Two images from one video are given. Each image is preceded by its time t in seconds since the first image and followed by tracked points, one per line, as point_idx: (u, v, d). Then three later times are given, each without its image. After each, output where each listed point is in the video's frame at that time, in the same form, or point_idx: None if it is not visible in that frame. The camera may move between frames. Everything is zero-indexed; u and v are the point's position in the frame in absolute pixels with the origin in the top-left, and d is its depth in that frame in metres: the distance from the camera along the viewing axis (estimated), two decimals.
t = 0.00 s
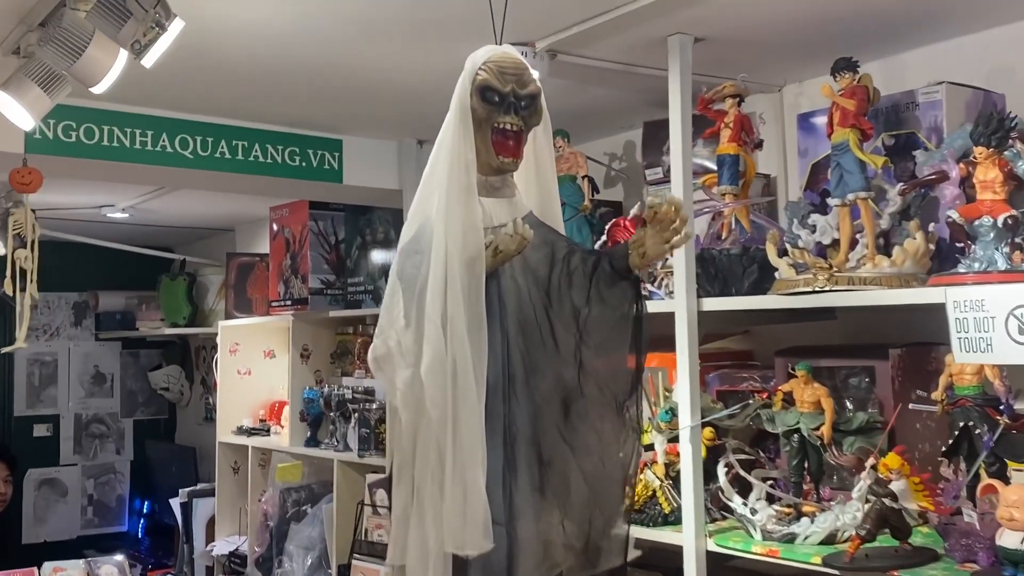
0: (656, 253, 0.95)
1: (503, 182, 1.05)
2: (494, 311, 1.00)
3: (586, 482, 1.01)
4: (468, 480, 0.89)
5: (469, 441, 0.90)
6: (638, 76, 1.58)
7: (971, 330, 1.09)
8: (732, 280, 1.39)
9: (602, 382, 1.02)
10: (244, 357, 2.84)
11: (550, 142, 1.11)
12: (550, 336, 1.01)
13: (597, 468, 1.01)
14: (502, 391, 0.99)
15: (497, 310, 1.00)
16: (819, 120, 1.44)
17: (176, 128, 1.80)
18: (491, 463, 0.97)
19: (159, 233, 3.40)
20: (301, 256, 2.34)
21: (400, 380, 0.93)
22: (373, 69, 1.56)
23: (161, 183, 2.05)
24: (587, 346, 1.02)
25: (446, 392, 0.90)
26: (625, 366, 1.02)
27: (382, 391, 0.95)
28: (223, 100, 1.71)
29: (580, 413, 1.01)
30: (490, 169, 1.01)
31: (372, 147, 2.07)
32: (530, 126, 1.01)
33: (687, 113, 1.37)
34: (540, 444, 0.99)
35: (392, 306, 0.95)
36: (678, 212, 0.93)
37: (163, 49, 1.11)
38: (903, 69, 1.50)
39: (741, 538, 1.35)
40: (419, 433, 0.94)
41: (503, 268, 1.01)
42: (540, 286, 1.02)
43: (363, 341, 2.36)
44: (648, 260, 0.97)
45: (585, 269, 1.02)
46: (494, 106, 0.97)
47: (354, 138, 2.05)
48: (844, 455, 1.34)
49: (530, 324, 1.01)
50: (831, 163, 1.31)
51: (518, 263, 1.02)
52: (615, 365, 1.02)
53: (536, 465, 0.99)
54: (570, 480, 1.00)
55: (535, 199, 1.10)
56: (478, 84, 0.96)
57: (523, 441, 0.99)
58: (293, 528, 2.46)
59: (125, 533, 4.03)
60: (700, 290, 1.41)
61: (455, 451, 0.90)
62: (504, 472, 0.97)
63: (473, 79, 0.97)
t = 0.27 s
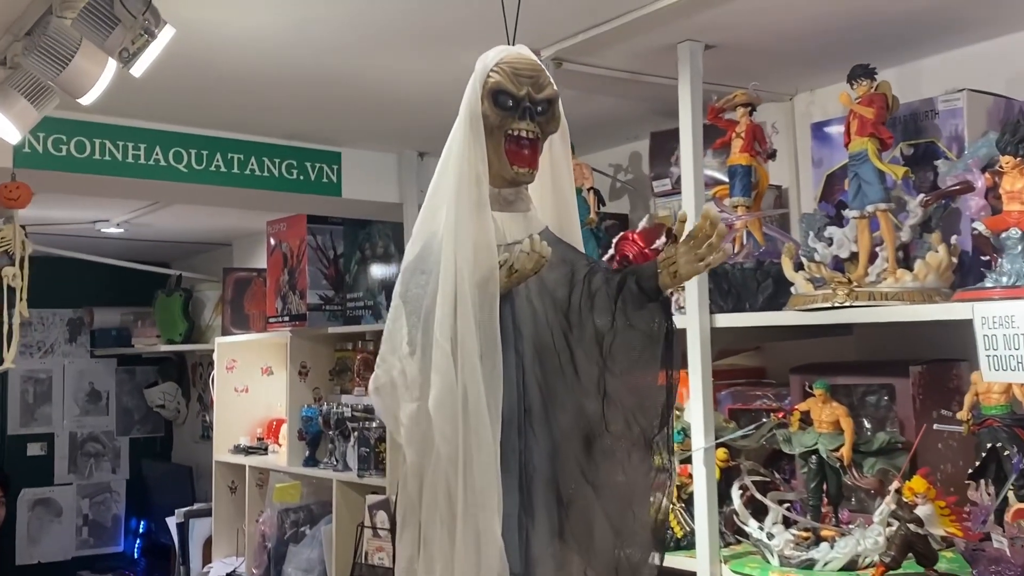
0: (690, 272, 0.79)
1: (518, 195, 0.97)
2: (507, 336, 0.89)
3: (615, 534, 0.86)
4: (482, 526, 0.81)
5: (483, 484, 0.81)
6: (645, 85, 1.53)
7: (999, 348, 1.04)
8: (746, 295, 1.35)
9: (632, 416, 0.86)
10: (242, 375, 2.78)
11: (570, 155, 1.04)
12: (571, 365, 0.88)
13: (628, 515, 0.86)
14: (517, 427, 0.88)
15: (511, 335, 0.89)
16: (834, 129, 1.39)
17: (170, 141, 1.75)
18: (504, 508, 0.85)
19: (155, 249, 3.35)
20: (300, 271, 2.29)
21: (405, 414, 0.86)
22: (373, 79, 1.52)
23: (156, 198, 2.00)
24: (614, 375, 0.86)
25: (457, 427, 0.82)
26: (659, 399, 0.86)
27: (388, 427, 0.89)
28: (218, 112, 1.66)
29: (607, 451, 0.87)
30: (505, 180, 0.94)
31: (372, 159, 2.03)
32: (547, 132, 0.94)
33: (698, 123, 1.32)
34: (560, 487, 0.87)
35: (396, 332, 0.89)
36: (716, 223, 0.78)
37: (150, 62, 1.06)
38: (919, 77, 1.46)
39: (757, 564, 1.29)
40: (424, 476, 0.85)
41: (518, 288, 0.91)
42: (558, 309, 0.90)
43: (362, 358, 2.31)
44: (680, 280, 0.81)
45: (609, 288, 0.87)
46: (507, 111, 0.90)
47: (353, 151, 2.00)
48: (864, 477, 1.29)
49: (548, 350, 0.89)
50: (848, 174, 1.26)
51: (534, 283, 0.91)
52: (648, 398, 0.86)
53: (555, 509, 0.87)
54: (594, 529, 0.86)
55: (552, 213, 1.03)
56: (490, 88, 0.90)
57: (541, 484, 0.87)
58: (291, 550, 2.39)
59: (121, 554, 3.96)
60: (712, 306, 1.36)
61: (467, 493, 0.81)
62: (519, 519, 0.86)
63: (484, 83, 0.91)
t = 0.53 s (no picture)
0: (702, 270, 0.75)
1: (516, 190, 0.93)
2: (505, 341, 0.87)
3: (621, 550, 0.82)
4: (479, 546, 0.76)
5: (480, 499, 0.77)
6: (645, 86, 1.50)
7: (1013, 352, 1.01)
8: (751, 300, 1.32)
9: (639, 425, 0.82)
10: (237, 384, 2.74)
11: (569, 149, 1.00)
12: (573, 371, 0.85)
13: (635, 529, 0.82)
14: (516, 438, 0.85)
15: (508, 341, 0.87)
16: (839, 128, 1.36)
17: (161, 146, 1.72)
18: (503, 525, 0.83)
19: (150, 257, 3.32)
20: (295, 278, 2.25)
21: (396, 424, 0.83)
22: (368, 80, 1.49)
23: (148, 204, 1.97)
24: (619, 381, 0.83)
25: (452, 441, 0.78)
26: (668, 407, 0.82)
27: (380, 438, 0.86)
28: (210, 115, 1.63)
29: (611, 463, 0.83)
30: (500, 173, 0.91)
31: (368, 165, 2.00)
32: (546, 122, 0.91)
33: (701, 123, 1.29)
34: (562, 504, 0.84)
35: (386, 337, 0.86)
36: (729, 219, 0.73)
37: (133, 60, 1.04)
38: (925, 76, 1.43)
39: None
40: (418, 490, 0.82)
41: (514, 290, 0.88)
42: (559, 312, 0.87)
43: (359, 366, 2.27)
44: (692, 279, 0.77)
45: (614, 289, 0.84)
46: (505, 100, 0.87)
47: (348, 156, 1.97)
48: (873, 486, 1.26)
49: (548, 355, 0.86)
50: (855, 175, 1.23)
51: (533, 284, 0.89)
52: (656, 405, 0.82)
53: (557, 524, 0.83)
54: (599, 545, 0.82)
55: (551, 209, 0.99)
56: (484, 76, 0.87)
57: (541, 497, 0.84)
58: (287, 563, 2.35)
59: (116, 566, 3.91)
60: (716, 311, 1.33)
61: (463, 511, 0.77)
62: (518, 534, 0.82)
63: (479, 69, 0.87)
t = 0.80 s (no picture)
0: (698, 274, 0.74)
1: (506, 193, 0.92)
2: (497, 347, 0.84)
3: (615, 561, 0.81)
4: (470, 560, 0.74)
5: (471, 511, 0.75)
6: (641, 89, 1.49)
7: (1014, 357, 0.99)
8: (748, 305, 1.31)
9: (634, 433, 0.82)
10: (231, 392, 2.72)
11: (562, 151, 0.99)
12: (565, 378, 0.84)
13: (630, 540, 0.81)
14: (507, 447, 0.82)
15: (501, 346, 0.84)
16: (837, 132, 1.35)
17: (153, 152, 1.70)
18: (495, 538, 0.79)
19: (144, 264, 3.30)
20: (289, 285, 2.24)
21: (383, 434, 0.81)
22: (360, 85, 1.47)
23: (140, 211, 1.95)
24: (613, 389, 0.82)
25: (441, 451, 0.76)
26: (664, 415, 0.81)
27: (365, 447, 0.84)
28: (202, 120, 1.62)
29: (605, 472, 0.82)
30: (489, 175, 0.90)
31: (362, 170, 1.98)
32: (536, 122, 0.89)
33: (696, 127, 1.28)
34: (554, 514, 0.82)
35: (372, 343, 0.85)
36: (724, 222, 0.72)
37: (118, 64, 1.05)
38: (923, 79, 1.42)
39: None
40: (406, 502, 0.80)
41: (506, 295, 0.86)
42: (551, 317, 0.86)
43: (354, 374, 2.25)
44: (687, 283, 0.75)
45: (607, 293, 0.83)
46: (493, 98, 0.86)
47: (342, 161, 1.96)
48: (873, 493, 1.23)
49: (539, 362, 0.85)
50: (853, 178, 1.22)
51: (523, 287, 0.87)
52: (650, 413, 0.81)
53: (550, 534, 0.82)
54: (592, 556, 0.81)
55: (542, 212, 0.98)
56: (473, 75, 0.86)
57: (534, 508, 0.82)
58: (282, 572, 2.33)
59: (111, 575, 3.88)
60: (712, 316, 1.32)
61: (453, 524, 0.75)
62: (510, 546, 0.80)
63: (467, 68, 0.86)
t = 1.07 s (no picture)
0: (690, 278, 0.73)
1: (497, 197, 0.92)
2: (486, 352, 0.85)
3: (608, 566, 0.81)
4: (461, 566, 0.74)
5: (461, 517, 0.75)
6: (636, 94, 1.49)
7: (1010, 361, 0.99)
8: (743, 309, 1.31)
9: (626, 439, 0.80)
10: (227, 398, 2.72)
11: (554, 155, 0.99)
12: (556, 383, 0.84)
13: (622, 546, 0.80)
14: (499, 450, 0.83)
15: (490, 351, 0.85)
16: (831, 137, 1.35)
17: (147, 157, 1.70)
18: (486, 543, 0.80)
19: (139, 269, 3.30)
20: (284, 290, 2.23)
21: (375, 439, 0.81)
22: (356, 89, 1.47)
23: (136, 216, 1.95)
24: (605, 394, 0.81)
25: (432, 456, 0.76)
26: (656, 419, 0.79)
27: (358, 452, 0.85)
28: (196, 125, 1.62)
29: (597, 478, 0.82)
30: (481, 179, 0.89)
31: (357, 175, 1.98)
32: (527, 126, 0.89)
33: (691, 132, 1.28)
34: (546, 521, 0.83)
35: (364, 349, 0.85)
36: (717, 226, 0.71)
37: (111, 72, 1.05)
38: (918, 83, 1.42)
39: None
40: (397, 507, 0.80)
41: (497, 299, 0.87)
42: (543, 321, 0.86)
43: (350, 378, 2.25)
44: (679, 287, 0.74)
45: (599, 297, 0.81)
46: (483, 103, 0.86)
47: (337, 166, 1.96)
48: (868, 498, 1.23)
49: (531, 366, 0.86)
50: (848, 183, 1.22)
51: (515, 291, 0.88)
52: (643, 418, 0.79)
53: (542, 539, 0.83)
54: (584, 562, 0.81)
55: (535, 216, 0.98)
56: (464, 79, 0.86)
57: (524, 513, 0.83)
58: None
59: None
60: (707, 320, 1.32)
61: (443, 530, 0.75)
62: (500, 552, 0.81)
63: (458, 72, 0.86)
